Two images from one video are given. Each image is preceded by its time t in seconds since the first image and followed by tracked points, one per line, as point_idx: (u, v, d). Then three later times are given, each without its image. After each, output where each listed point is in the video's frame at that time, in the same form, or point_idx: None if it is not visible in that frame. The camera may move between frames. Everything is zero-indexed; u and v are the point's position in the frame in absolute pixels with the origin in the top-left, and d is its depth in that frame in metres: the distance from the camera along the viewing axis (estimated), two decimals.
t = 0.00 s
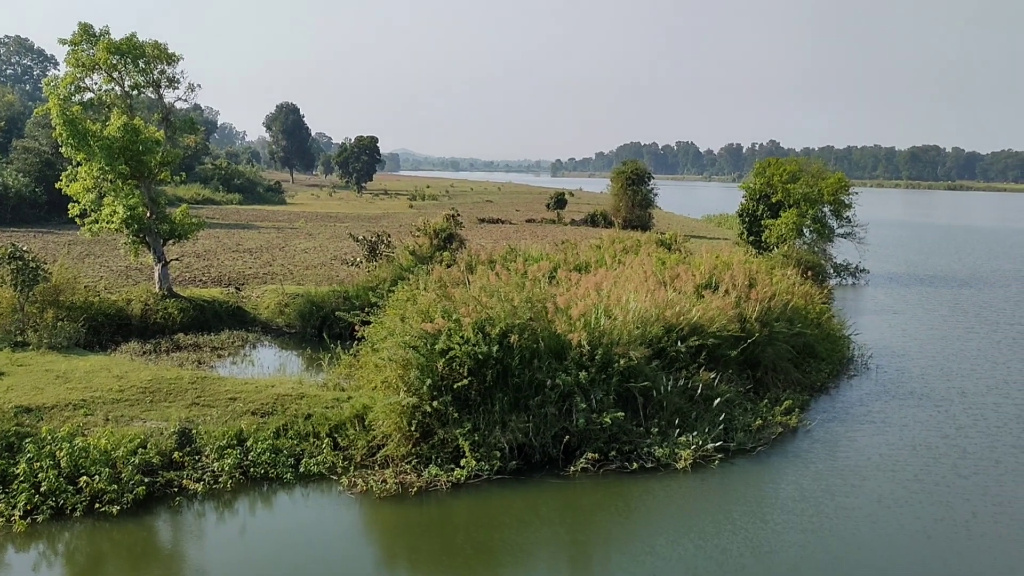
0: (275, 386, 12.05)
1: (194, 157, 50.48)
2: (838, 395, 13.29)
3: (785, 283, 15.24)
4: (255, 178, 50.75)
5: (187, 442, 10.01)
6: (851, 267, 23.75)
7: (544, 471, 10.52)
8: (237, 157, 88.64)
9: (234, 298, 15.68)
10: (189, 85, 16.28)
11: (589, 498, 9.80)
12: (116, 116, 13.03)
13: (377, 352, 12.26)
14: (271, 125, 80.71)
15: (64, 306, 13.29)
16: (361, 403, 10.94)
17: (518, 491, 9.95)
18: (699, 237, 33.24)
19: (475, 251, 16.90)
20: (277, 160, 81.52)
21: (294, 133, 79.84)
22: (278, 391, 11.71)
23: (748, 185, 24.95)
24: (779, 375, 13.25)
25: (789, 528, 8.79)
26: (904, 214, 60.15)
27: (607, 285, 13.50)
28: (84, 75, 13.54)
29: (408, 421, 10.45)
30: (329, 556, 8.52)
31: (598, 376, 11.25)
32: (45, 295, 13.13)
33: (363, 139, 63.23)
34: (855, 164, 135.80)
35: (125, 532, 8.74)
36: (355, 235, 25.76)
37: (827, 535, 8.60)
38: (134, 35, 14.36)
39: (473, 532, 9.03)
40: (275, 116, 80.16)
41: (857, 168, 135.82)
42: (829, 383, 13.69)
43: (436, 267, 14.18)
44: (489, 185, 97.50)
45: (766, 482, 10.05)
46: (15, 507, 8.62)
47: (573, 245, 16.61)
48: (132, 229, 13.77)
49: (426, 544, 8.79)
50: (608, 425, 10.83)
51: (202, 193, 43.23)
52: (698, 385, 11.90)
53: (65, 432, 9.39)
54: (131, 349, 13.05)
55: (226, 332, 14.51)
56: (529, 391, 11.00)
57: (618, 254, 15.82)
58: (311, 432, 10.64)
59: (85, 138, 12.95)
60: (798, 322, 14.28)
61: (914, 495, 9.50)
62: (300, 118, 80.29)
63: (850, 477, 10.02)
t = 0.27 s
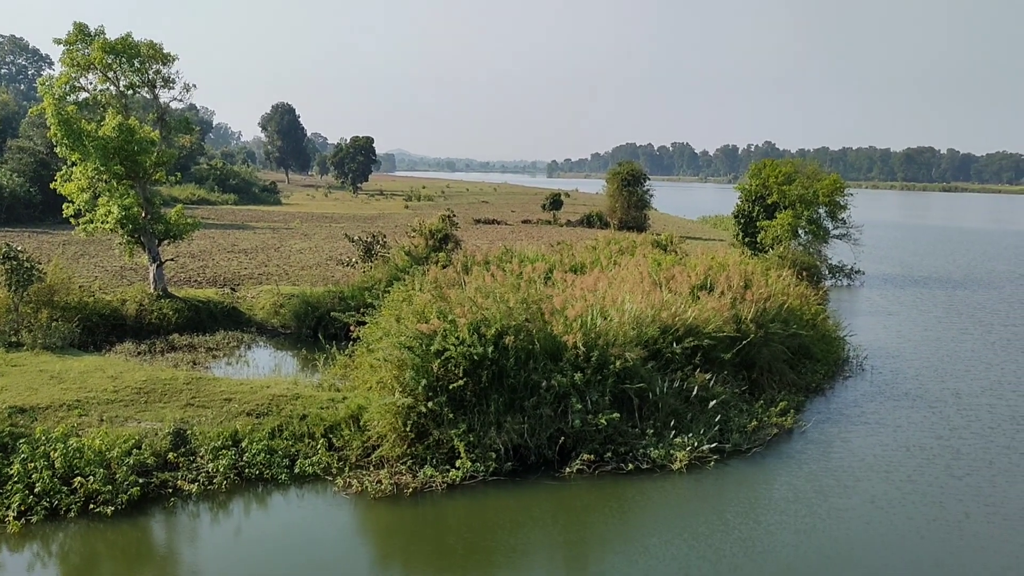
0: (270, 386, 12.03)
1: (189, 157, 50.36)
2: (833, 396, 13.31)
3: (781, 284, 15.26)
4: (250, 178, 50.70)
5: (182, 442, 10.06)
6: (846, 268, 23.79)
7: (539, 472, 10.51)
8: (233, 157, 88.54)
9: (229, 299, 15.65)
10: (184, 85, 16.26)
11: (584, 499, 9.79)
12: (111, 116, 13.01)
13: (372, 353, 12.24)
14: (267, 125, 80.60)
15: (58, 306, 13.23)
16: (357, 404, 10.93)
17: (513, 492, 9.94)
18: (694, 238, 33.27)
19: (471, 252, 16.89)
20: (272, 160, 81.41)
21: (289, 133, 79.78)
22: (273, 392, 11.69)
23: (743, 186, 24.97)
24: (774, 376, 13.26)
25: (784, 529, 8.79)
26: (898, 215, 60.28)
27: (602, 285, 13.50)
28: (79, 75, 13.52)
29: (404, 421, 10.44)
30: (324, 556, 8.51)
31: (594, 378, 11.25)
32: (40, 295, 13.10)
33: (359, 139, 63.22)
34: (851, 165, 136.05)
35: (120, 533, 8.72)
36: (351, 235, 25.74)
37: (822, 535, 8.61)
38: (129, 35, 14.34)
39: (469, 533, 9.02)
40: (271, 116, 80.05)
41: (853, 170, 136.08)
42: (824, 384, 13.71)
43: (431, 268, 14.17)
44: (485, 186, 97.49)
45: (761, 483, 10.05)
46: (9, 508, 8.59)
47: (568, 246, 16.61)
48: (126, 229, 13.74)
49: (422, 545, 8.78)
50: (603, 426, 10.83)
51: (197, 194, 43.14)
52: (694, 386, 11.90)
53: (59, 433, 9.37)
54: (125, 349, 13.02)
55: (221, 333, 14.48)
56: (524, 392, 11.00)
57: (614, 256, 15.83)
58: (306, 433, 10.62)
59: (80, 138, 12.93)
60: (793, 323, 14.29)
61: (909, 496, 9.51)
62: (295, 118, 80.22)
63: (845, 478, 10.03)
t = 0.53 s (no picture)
0: (267, 387, 12.02)
1: (186, 157, 50.30)
2: (830, 397, 13.32)
3: (777, 285, 15.27)
4: (247, 179, 50.68)
5: (178, 442, 10.07)
6: (843, 269, 23.82)
7: (536, 472, 10.51)
8: (230, 157, 88.50)
9: (226, 299, 15.64)
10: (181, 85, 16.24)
11: (581, 500, 9.79)
12: (107, 116, 13.00)
13: (369, 353, 12.23)
14: (264, 126, 80.59)
15: (54, 306, 13.19)
16: (353, 405, 10.92)
17: (510, 493, 9.94)
18: (691, 239, 33.32)
19: (467, 252, 16.90)
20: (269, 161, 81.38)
21: (287, 133, 79.78)
22: (270, 392, 11.68)
23: (740, 187, 24.99)
24: (771, 377, 13.27)
25: (781, 530, 8.79)
26: (895, 216, 60.39)
27: (599, 286, 13.51)
28: (76, 75, 13.51)
29: (400, 422, 10.43)
30: (321, 557, 8.50)
31: (590, 378, 11.26)
32: (36, 295, 13.06)
33: (356, 140, 63.24)
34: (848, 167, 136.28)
35: (116, 534, 8.71)
36: (348, 235, 25.75)
37: (819, 536, 8.61)
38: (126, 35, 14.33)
39: (465, 534, 9.01)
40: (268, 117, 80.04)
41: (850, 171, 136.28)
42: (820, 385, 13.72)
43: (428, 268, 14.17)
44: (482, 187, 97.54)
45: (758, 484, 10.05)
46: (5, 509, 8.58)
47: (565, 246, 16.61)
48: (123, 229, 13.72)
49: (419, 546, 8.77)
50: (600, 427, 10.83)
51: (194, 193, 43.11)
52: (690, 387, 11.91)
53: (55, 433, 9.35)
54: (122, 350, 13.00)
55: (217, 333, 14.47)
56: (521, 393, 10.99)
57: (611, 256, 15.84)
58: (302, 434, 10.61)
59: (76, 138, 12.91)
60: (790, 324, 14.30)
61: (906, 497, 9.51)
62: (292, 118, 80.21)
63: (842, 478, 10.03)
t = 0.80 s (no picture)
0: (263, 387, 12.00)
1: (183, 157, 50.23)
2: (826, 397, 13.32)
3: (774, 286, 15.28)
4: (244, 179, 50.65)
5: (175, 443, 10.06)
6: (840, 270, 23.85)
7: (533, 473, 10.51)
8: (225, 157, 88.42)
9: (223, 300, 15.63)
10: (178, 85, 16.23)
11: (578, 501, 9.79)
12: (104, 116, 12.98)
13: (366, 354, 12.22)
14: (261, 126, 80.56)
15: (50, 307, 13.13)
16: (350, 405, 10.91)
17: (507, 494, 9.94)
18: (687, 239, 33.36)
19: (464, 253, 16.89)
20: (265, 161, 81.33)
21: (283, 134, 79.76)
22: (266, 393, 11.66)
23: (737, 188, 25.01)
24: (767, 377, 13.28)
25: (778, 530, 8.79)
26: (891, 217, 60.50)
27: (597, 287, 13.51)
28: (72, 75, 13.49)
29: (397, 422, 10.42)
30: (318, 558, 8.50)
31: (587, 379, 11.25)
32: (32, 296, 13.00)
33: (352, 141, 63.25)
34: (845, 167, 136.49)
35: (112, 535, 8.70)
36: (345, 236, 25.74)
37: (815, 536, 8.62)
38: (123, 35, 14.31)
39: (462, 535, 9.01)
40: (265, 117, 80.01)
41: (847, 172, 136.50)
42: (817, 385, 13.72)
43: (425, 269, 14.16)
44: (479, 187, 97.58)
45: (755, 484, 10.05)
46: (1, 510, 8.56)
47: (562, 247, 16.60)
48: (119, 230, 13.70)
49: (415, 546, 8.77)
50: (597, 428, 10.82)
51: (190, 194, 43.07)
52: (687, 387, 11.91)
53: (52, 434, 9.33)
54: (118, 350, 12.97)
55: (214, 334, 14.45)
56: (518, 393, 10.99)
57: (608, 257, 15.85)
58: (299, 434, 10.59)
59: (73, 139, 12.89)
60: (787, 324, 14.31)
61: (902, 497, 9.51)
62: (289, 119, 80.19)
63: (839, 479, 10.04)
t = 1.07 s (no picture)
0: (259, 388, 11.99)
1: (179, 158, 50.20)
2: (822, 397, 13.35)
3: (770, 286, 15.30)
4: (240, 180, 50.60)
5: (170, 444, 10.05)
6: (835, 270, 23.89)
7: (529, 474, 10.52)
8: (220, 158, 88.32)
9: (218, 301, 15.62)
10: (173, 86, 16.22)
11: (574, 501, 9.79)
12: (99, 117, 12.96)
13: (362, 354, 12.22)
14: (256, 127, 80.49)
15: (45, 308, 13.12)
16: (346, 406, 10.91)
17: (503, 494, 9.94)
18: (683, 240, 33.41)
19: (460, 254, 16.90)
20: (261, 162, 81.25)
21: (279, 134, 79.71)
22: (262, 394, 11.66)
23: (732, 188, 25.06)
24: (763, 378, 13.29)
25: (773, 531, 8.80)
26: (886, 218, 60.63)
27: (592, 287, 13.52)
28: (67, 75, 13.47)
29: (393, 423, 10.41)
30: (313, 559, 8.49)
31: (583, 380, 11.26)
32: (27, 297, 13.02)
33: (348, 141, 63.25)
34: (841, 168, 136.77)
35: (108, 536, 8.69)
36: (341, 237, 25.73)
37: (810, 536, 8.64)
38: (118, 36, 14.29)
39: (458, 536, 9.00)
40: (260, 117, 79.94)
41: (844, 172, 136.75)
42: (813, 386, 13.75)
43: (421, 270, 14.17)
44: (475, 188, 97.59)
45: (750, 485, 10.07)
46: None
47: (558, 248, 16.62)
48: (114, 231, 13.68)
49: (411, 547, 8.77)
50: (593, 428, 10.83)
51: (185, 195, 43.02)
52: (683, 388, 11.92)
53: (47, 435, 9.31)
54: (114, 351, 12.96)
55: (209, 335, 14.44)
56: (514, 394, 10.99)
57: (604, 257, 15.86)
58: (295, 435, 10.58)
59: (68, 139, 12.87)
60: (783, 325, 14.34)
61: (897, 497, 9.53)
62: (284, 119, 80.14)
63: (834, 479, 10.06)
